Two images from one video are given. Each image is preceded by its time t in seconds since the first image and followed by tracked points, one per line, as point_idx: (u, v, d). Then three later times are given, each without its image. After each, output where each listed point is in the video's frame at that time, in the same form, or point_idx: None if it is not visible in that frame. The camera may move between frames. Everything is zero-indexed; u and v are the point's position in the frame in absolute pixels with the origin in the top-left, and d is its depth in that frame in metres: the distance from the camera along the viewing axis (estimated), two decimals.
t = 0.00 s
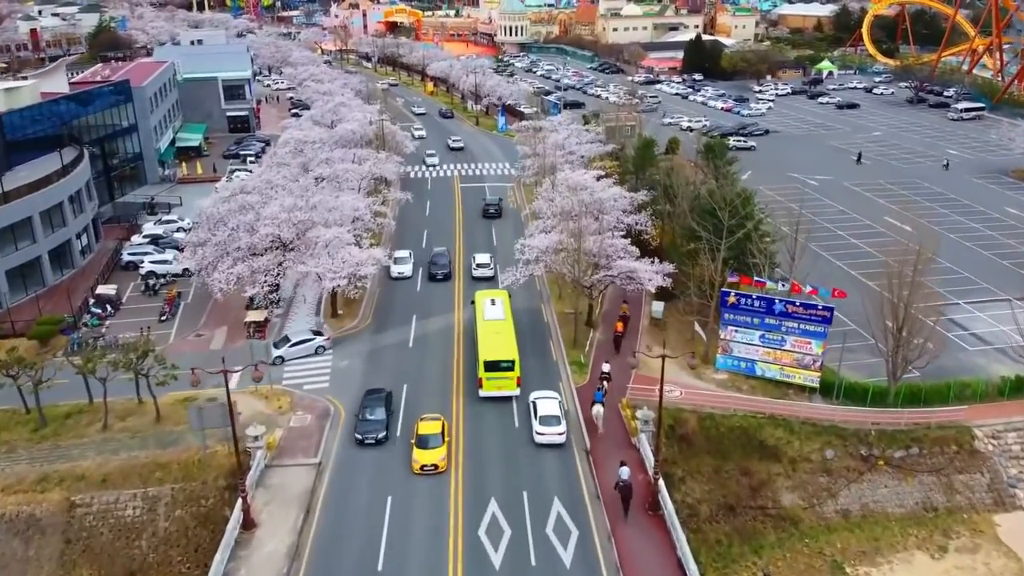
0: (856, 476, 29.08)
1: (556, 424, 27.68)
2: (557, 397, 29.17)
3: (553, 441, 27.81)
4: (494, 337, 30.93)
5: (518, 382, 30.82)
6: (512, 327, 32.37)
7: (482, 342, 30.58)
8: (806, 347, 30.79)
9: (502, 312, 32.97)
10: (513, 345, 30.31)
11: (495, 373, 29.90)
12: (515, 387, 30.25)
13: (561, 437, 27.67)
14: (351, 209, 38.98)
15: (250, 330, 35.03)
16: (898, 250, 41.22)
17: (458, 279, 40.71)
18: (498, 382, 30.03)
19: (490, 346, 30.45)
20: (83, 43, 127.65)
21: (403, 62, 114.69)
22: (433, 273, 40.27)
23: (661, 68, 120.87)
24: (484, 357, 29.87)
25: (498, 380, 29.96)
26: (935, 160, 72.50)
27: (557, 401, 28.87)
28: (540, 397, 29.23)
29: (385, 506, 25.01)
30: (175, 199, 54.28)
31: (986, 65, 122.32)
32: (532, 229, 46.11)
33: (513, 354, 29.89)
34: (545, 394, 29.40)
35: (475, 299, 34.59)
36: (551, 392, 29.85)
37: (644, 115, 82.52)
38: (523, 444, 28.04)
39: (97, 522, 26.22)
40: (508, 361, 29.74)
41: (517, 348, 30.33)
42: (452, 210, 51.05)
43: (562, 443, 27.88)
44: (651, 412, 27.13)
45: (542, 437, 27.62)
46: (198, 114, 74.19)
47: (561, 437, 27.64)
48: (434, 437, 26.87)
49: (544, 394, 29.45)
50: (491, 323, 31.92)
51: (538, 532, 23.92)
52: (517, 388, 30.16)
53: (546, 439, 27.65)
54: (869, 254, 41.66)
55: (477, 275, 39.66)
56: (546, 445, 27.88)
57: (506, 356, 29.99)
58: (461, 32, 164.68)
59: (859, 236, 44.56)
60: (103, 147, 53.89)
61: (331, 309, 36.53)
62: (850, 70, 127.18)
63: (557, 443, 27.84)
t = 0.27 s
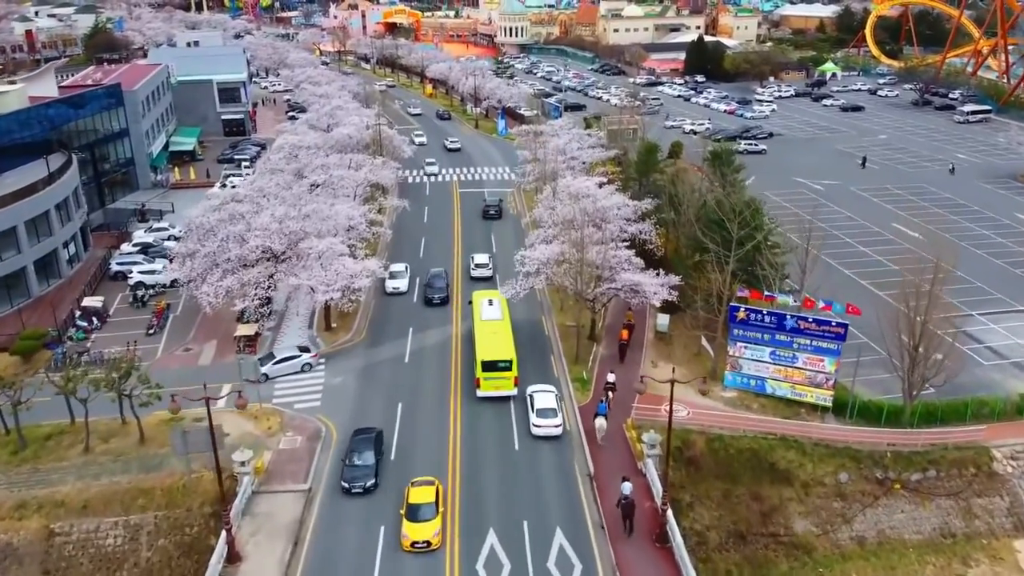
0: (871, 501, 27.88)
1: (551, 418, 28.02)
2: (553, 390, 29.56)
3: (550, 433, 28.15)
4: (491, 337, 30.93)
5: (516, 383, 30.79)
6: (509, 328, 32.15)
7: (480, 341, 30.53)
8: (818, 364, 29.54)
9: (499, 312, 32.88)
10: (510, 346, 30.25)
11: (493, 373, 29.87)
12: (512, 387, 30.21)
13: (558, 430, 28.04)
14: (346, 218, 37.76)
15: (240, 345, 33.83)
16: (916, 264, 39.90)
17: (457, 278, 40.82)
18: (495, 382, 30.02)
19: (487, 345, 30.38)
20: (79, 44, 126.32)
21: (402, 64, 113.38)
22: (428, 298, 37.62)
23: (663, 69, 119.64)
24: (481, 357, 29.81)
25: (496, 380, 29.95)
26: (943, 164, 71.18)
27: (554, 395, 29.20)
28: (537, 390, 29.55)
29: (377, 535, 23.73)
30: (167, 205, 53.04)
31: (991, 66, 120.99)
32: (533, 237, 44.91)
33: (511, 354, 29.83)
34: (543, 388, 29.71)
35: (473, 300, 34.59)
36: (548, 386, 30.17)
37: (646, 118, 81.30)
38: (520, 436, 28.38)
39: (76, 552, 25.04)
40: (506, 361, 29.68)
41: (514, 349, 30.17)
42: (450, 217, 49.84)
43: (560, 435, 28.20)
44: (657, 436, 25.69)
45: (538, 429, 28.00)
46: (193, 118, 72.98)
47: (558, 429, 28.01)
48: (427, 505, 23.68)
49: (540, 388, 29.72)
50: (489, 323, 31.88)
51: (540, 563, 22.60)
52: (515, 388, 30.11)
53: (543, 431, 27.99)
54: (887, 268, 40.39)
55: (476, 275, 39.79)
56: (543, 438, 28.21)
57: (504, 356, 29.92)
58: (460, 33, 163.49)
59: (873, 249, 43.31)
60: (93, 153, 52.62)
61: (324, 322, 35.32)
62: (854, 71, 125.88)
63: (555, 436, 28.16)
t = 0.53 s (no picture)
0: (887, 528, 26.66)
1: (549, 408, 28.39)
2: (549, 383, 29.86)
3: (547, 425, 28.46)
4: (488, 336, 30.92)
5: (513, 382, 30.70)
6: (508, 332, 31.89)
7: (476, 341, 30.55)
8: (831, 383, 28.31)
9: (496, 313, 32.92)
10: (507, 346, 30.18)
11: (490, 373, 29.78)
12: (509, 387, 30.12)
13: (554, 422, 28.41)
14: (339, 228, 36.41)
15: (229, 361, 32.54)
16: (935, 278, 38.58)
17: (456, 277, 40.84)
18: (492, 381, 29.93)
19: (484, 346, 30.38)
20: (74, 46, 124.98)
21: (400, 65, 111.99)
22: (423, 327, 34.86)
23: (665, 71, 118.31)
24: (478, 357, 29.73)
25: (492, 379, 29.87)
26: (950, 168, 69.89)
27: (550, 387, 29.57)
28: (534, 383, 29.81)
29: (369, 568, 22.23)
30: (159, 212, 51.76)
31: (997, 68, 119.63)
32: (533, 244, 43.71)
33: (508, 354, 29.77)
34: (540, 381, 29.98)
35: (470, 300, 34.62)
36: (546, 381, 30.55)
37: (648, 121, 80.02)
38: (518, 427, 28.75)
39: None
40: (502, 361, 29.65)
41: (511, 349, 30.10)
42: (448, 224, 48.61)
43: (555, 427, 28.56)
44: (665, 463, 24.29)
45: (535, 421, 28.31)
46: (187, 121, 71.70)
47: (554, 421, 28.37)
48: None
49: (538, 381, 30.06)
50: (487, 323, 31.96)
51: None
52: (512, 388, 30.02)
53: (539, 423, 28.32)
54: (903, 282, 39.16)
55: (473, 275, 39.65)
56: (539, 430, 28.55)
57: (501, 355, 29.88)
58: (460, 34, 162.17)
59: (885, 261, 42.08)
60: (83, 158, 51.32)
61: (317, 337, 34.09)
62: (857, 73, 124.56)
63: (551, 428, 28.51)
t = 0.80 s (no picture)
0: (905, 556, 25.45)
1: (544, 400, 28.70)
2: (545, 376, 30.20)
3: (543, 418, 28.74)
4: (485, 337, 30.92)
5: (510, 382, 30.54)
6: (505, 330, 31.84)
7: (473, 341, 30.52)
8: (846, 404, 27.01)
9: (493, 313, 32.88)
10: (505, 346, 30.07)
11: (487, 373, 29.64)
12: (506, 387, 29.97)
13: (550, 414, 28.70)
14: (333, 237, 35.07)
15: (217, 378, 31.19)
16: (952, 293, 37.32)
17: (454, 277, 40.74)
18: (489, 381, 29.78)
19: (481, 346, 30.32)
20: (70, 48, 123.53)
21: (399, 67, 110.71)
22: (417, 359, 32.35)
23: (666, 72, 117.02)
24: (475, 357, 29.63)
25: (489, 379, 29.73)
26: (959, 172, 68.62)
27: (546, 380, 29.87)
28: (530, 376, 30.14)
29: None
30: (150, 219, 50.45)
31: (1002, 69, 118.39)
32: (535, 253, 42.39)
33: (505, 354, 29.64)
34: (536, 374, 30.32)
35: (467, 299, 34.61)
36: (541, 374, 30.84)
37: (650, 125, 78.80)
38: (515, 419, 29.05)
39: None
40: (499, 361, 29.52)
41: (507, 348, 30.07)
42: (446, 231, 47.27)
43: (551, 418, 28.87)
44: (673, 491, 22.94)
45: (531, 413, 28.64)
46: (182, 125, 70.44)
47: (550, 413, 28.67)
48: None
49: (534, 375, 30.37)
50: (483, 323, 31.94)
51: None
52: (509, 387, 29.86)
53: (536, 415, 28.63)
54: (924, 300, 37.89)
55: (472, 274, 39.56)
56: (535, 422, 28.84)
57: (497, 355, 29.77)
58: (459, 35, 160.69)
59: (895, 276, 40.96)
60: (72, 164, 49.97)
61: (309, 352, 32.83)
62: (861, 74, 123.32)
63: (546, 420, 28.82)
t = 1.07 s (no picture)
0: None
1: (540, 392, 29.04)
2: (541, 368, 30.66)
3: (539, 409, 29.13)
4: (482, 335, 30.88)
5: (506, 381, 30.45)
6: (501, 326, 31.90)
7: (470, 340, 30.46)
8: (863, 427, 25.74)
9: (490, 312, 32.70)
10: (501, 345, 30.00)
11: (484, 371, 29.51)
12: (503, 385, 29.83)
13: (546, 405, 29.07)
14: (326, 248, 33.68)
15: (204, 397, 29.87)
16: (966, 308, 36.15)
17: (451, 277, 40.51)
18: (486, 380, 29.67)
19: (478, 343, 30.23)
20: (64, 49, 122.13)
21: (397, 69, 109.39)
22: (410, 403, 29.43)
23: (668, 74, 115.70)
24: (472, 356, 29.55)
25: (485, 378, 29.59)
26: (967, 176, 67.34)
27: (542, 372, 30.45)
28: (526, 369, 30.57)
29: None
30: (141, 226, 49.17)
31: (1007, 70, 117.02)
32: (536, 262, 41.04)
33: (501, 353, 29.54)
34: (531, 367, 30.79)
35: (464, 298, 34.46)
36: (536, 366, 31.18)
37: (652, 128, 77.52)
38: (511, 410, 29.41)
39: None
40: (496, 360, 29.46)
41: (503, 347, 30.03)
42: (444, 239, 45.94)
43: (547, 410, 29.26)
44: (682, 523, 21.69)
45: (528, 404, 28.96)
46: (176, 129, 69.16)
47: (546, 405, 29.03)
48: None
49: (530, 367, 30.69)
50: (480, 322, 31.77)
51: None
52: (505, 386, 29.74)
53: (532, 407, 29.03)
54: (942, 314, 36.76)
55: (470, 275, 39.34)
56: (531, 413, 29.25)
57: (494, 354, 29.70)
58: (458, 37, 159.11)
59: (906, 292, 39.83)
60: (61, 169, 48.67)
61: (300, 369, 31.52)
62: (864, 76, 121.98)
63: (542, 411, 29.24)
